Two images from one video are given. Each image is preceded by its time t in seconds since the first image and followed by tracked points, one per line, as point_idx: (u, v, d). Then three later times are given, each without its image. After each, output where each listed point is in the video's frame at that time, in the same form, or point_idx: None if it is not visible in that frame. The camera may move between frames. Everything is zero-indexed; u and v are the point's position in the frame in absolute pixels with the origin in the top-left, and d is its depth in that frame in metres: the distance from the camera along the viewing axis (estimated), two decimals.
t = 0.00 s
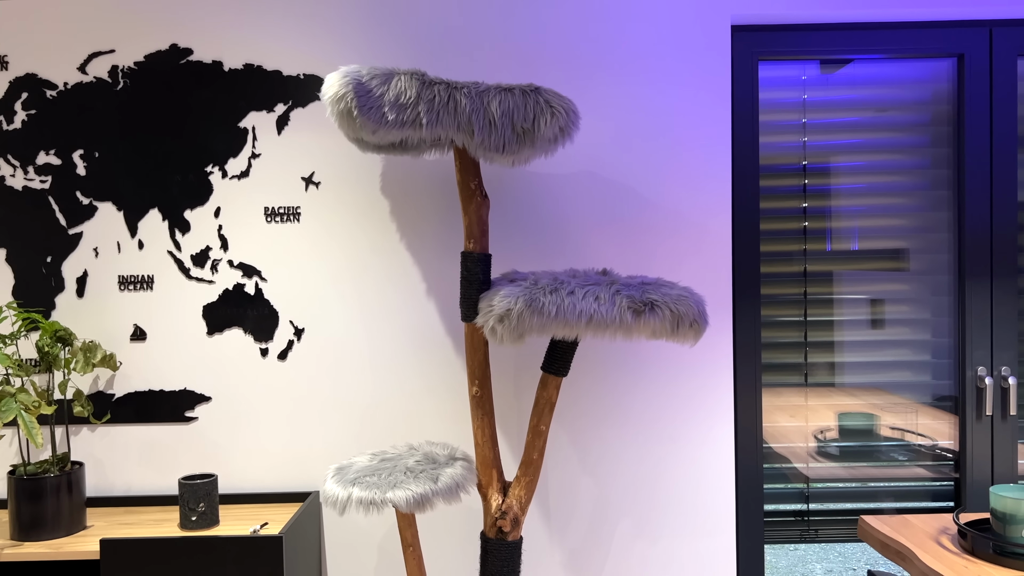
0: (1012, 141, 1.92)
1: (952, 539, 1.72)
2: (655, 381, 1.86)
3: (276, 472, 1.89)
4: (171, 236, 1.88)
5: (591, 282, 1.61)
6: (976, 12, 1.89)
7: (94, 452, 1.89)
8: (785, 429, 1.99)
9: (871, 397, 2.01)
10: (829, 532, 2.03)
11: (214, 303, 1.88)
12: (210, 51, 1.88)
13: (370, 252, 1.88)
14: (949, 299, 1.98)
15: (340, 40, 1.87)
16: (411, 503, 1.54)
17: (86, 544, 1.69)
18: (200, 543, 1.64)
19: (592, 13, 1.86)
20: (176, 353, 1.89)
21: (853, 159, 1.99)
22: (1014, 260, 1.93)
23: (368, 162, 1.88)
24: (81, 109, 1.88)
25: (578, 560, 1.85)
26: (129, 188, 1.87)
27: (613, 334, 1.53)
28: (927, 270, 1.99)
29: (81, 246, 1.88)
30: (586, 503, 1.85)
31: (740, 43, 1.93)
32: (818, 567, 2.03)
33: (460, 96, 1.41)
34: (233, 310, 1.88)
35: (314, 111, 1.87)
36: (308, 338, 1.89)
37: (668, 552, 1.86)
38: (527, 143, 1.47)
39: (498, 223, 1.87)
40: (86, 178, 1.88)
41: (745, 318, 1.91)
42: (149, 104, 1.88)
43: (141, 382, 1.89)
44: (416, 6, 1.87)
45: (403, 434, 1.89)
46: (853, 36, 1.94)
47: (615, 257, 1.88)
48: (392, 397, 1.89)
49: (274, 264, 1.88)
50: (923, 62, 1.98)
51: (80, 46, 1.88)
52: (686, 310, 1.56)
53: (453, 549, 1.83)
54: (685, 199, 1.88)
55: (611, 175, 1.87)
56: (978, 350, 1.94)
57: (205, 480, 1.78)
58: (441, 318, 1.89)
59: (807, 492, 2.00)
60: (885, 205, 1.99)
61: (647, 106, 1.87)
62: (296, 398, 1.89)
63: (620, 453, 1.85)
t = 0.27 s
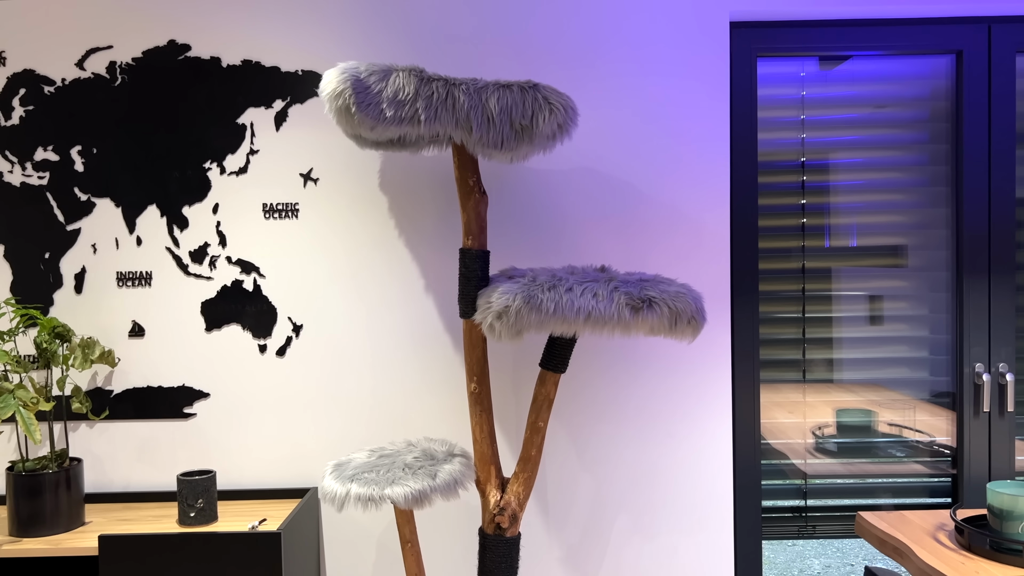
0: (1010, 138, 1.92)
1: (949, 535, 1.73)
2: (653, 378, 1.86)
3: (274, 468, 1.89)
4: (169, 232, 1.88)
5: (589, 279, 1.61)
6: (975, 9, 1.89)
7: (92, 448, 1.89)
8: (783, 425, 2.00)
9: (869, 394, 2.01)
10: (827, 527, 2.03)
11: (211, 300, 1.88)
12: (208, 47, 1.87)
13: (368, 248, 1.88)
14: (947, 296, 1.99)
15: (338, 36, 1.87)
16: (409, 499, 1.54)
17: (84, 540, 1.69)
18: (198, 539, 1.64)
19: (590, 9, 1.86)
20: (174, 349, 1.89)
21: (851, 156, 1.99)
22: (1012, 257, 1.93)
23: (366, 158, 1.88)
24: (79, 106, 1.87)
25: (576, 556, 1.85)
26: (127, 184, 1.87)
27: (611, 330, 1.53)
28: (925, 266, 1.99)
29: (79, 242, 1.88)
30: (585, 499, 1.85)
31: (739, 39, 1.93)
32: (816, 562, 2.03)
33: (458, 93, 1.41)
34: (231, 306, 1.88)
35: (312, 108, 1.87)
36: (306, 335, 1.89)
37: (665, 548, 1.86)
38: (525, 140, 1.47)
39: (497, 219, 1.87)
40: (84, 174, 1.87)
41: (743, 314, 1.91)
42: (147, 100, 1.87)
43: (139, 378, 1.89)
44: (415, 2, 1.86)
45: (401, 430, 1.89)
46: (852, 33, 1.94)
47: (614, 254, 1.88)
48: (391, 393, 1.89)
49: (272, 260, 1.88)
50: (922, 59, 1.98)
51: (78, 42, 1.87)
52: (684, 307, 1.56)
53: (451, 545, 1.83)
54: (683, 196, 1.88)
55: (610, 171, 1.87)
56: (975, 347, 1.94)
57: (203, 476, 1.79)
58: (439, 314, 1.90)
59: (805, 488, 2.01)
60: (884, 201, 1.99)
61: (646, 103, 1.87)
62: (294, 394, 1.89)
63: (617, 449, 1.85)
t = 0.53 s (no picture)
0: (1010, 134, 1.92)
1: (948, 531, 1.74)
2: (652, 373, 1.86)
3: (274, 463, 1.90)
4: (169, 227, 1.88)
5: (590, 275, 1.62)
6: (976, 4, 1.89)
7: (93, 443, 1.90)
8: (782, 421, 2.00)
9: (868, 389, 2.02)
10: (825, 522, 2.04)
11: (212, 295, 1.89)
12: (208, 42, 1.87)
13: (368, 244, 1.89)
14: (946, 291, 1.99)
15: (338, 31, 1.86)
16: (410, 495, 1.55)
17: (85, 535, 1.70)
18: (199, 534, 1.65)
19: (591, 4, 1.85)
20: (174, 345, 1.89)
21: (851, 152, 1.99)
22: (1011, 253, 1.93)
23: (366, 154, 1.88)
24: (79, 101, 1.87)
25: (576, 551, 1.86)
26: (127, 179, 1.87)
27: (611, 327, 1.54)
28: (925, 262, 1.99)
29: (79, 237, 1.88)
30: (584, 495, 1.86)
31: (739, 35, 1.92)
32: (814, 557, 2.05)
33: (459, 89, 1.41)
34: (231, 302, 1.89)
35: (312, 103, 1.87)
36: (306, 330, 1.89)
37: (664, 543, 1.87)
38: (525, 136, 1.47)
39: (497, 214, 1.87)
40: (84, 170, 1.87)
41: (743, 310, 1.91)
42: (147, 95, 1.87)
43: (140, 374, 1.89)
44: None
45: (401, 425, 1.90)
46: (853, 28, 1.93)
47: (614, 249, 1.88)
48: (391, 388, 1.89)
49: (273, 256, 1.88)
50: (922, 54, 1.97)
51: (78, 37, 1.87)
52: (684, 303, 1.57)
53: (450, 540, 1.84)
54: (683, 192, 1.88)
55: (610, 167, 1.87)
56: (975, 343, 1.94)
57: (204, 471, 1.79)
58: (439, 310, 1.90)
59: (804, 483, 2.02)
60: (884, 197, 1.99)
61: (646, 98, 1.86)
62: (294, 390, 1.89)
63: (617, 444, 1.86)
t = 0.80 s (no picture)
0: (1011, 123, 1.92)
1: (947, 518, 1.75)
2: (652, 362, 1.87)
3: (276, 451, 1.90)
4: (170, 216, 1.88)
5: (591, 264, 1.63)
6: None
7: (95, 431, 1.90)
8: (782, 409, 2.01)
9: (868, 378, 2.03)
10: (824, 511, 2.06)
11: (213, 284, 1.89)
12: (209, 30, 1.87)
13: (369, 233, 1.89)
14: (946, 281, 2.00)
15: (339, 19, 1.86)
16: (411, 482, 1.57)
17: (88, 523, 1.71)
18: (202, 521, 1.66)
19: None
20: (175, 333, 1.89)
21: (852, 141, 1.99)
22: (1011, 243, 1.94)
23: (367, 142, 1.88)
24: (79, 89, 1.87)
25: (576, 539, 1.87)
26: (129, 168, 1.87)
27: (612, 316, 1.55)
28: (925, 252, 2.00)
29: (80, 226, 1.88)
30: (585, 483, 1.87)
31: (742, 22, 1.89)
32: (814, 546, 2.06)
33: (460, 77, 1.41)
34: (233, 290, 1.89)
35: (313, 92, 1.87)
36: (307, 319, 1.89)
37: (664, 531, 1.88)
38: (527, 125, 1.47)
39: (498, 203, 1.87)
40: (85, 158, 1.87)
41: (743, 299, 1.89)
42: (148, 84, 1.87)
43: (142, 362, 1.89)
44: None
45: (402, 413, 1.90)
46: (855, 17, 1.92)
47: (616, 238, 1.88)
48: (392, 377, 1.90)
49: (274, 245, 1.89)
50: (923, 43, 1.97)
51: (78, 25, 1.87)
52: (684, 292, 1.58)
53: (451, 528, 1.85)
54: (684, 181, 1.88)
55: (611, 156, 1.87)
56: (974, 332, 1.95)
57: (207, 459, 1.80)
58: (440, 299, 1.90)
59: (803, 471, 2.03)
60: (885, 187, 2.00)
61: (647, 87, 1.86)
62: (296, 378, 1.90)
63: (617, 433, 1.87)
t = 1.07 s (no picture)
0: (1014, 103, 1.91)
1: (945, 497, 1.76)
2: (652, 343, 1.87)
3: (276, 431, 1.91)
4: (170, 196, 1.88)
5: (591, 244, 1.62)
6: None
7: (96, 411, 1.91)
8: (780, 390, 2.01)
9: (867, 359, 2.03)
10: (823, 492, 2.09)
11: (213, 264, 1.89)
12: (207, 9, 1.85)
13: (368, 213, 1.88)
14: (946, 262, 2.00)
15: None
16: (411, 460, 1.57)
17: (90, 501, 1.71)
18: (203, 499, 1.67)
19: None
20: (175, 313, 1.89)
21: (853, 122, 1.98)
22: (1011, 224, 1.93)
23: (366, 122, 1.87)
24: (77, 68, 1.86)
25: (575, 519, 1.88)
26: (127, 147, 1.87)
27: (612, 295, 1.55)
28: (925, 233, 2.00)
29: (79, 205, 1.88)
30: (584, 463, 1.87)
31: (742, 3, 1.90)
32: (811, 528, 2.11)
33: (460, 55, 1.40)
34: (233, 270, 1.89)
35: (312, 71, 1.86)
36: (307, 300, 1.89)
37: (663, 511, 1.89)
38: (527, 103, 1.47)
39: (498, 183, 1.87)
40: (84, 138, 1.87)
41: (743, 281, 1.90)
42: (146, 63, 1.86)
43: (142, 342, 1.90)
44: None
45: (402, 393, 1.91)
46: None
47: (616, 218, 1.88)
48: (392, 357, 1.90)
49: (273, 225, 1.88)
50: (926, 23, 1.96)
51: (75, 4, 1.85)
52: (685, 272, 1.58)
53: (451, 507, 1.86)
54: (684, 161, 1.87)
55: (611, 136, 1.86)
56: (974, 313, 1.95)
57: (207, 438, 1.81)
58: (440, 279, 1.90)
59: (802, 452, 2.03)
60: (886, 167, 1.99)
61: (647, 67, 1.85)
62: (296, 358, 1.90)
63: (616, 413, 1.87)
